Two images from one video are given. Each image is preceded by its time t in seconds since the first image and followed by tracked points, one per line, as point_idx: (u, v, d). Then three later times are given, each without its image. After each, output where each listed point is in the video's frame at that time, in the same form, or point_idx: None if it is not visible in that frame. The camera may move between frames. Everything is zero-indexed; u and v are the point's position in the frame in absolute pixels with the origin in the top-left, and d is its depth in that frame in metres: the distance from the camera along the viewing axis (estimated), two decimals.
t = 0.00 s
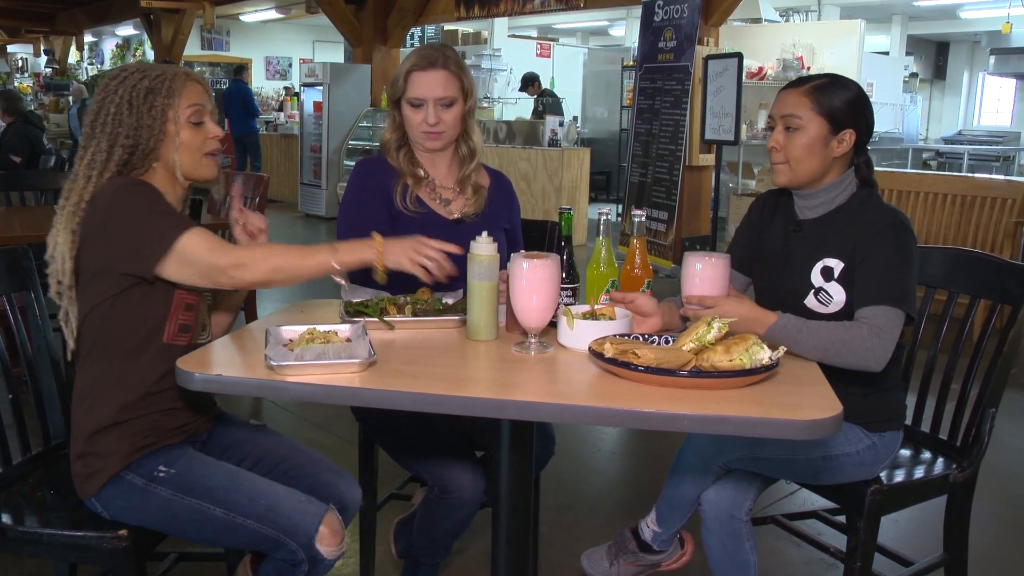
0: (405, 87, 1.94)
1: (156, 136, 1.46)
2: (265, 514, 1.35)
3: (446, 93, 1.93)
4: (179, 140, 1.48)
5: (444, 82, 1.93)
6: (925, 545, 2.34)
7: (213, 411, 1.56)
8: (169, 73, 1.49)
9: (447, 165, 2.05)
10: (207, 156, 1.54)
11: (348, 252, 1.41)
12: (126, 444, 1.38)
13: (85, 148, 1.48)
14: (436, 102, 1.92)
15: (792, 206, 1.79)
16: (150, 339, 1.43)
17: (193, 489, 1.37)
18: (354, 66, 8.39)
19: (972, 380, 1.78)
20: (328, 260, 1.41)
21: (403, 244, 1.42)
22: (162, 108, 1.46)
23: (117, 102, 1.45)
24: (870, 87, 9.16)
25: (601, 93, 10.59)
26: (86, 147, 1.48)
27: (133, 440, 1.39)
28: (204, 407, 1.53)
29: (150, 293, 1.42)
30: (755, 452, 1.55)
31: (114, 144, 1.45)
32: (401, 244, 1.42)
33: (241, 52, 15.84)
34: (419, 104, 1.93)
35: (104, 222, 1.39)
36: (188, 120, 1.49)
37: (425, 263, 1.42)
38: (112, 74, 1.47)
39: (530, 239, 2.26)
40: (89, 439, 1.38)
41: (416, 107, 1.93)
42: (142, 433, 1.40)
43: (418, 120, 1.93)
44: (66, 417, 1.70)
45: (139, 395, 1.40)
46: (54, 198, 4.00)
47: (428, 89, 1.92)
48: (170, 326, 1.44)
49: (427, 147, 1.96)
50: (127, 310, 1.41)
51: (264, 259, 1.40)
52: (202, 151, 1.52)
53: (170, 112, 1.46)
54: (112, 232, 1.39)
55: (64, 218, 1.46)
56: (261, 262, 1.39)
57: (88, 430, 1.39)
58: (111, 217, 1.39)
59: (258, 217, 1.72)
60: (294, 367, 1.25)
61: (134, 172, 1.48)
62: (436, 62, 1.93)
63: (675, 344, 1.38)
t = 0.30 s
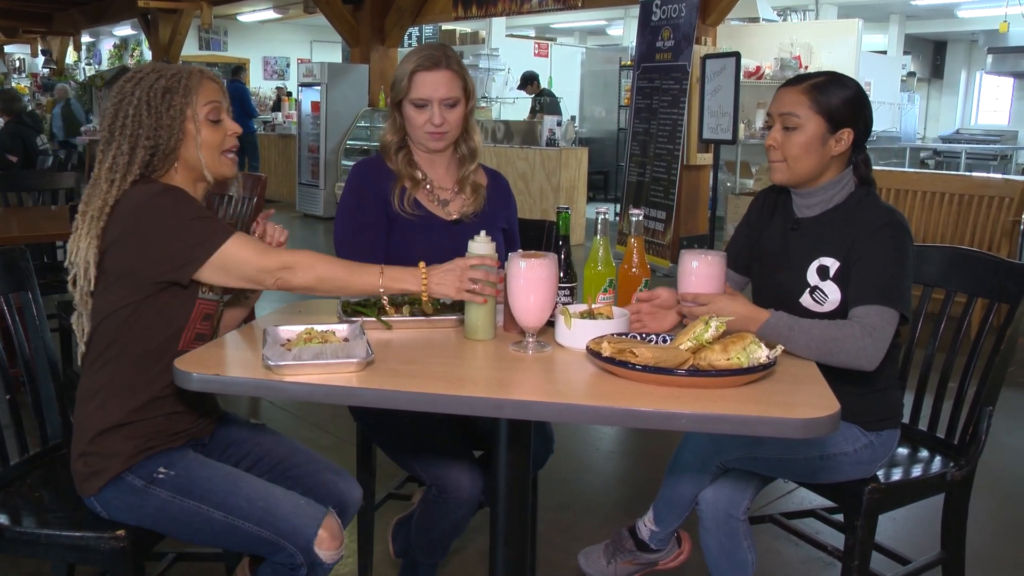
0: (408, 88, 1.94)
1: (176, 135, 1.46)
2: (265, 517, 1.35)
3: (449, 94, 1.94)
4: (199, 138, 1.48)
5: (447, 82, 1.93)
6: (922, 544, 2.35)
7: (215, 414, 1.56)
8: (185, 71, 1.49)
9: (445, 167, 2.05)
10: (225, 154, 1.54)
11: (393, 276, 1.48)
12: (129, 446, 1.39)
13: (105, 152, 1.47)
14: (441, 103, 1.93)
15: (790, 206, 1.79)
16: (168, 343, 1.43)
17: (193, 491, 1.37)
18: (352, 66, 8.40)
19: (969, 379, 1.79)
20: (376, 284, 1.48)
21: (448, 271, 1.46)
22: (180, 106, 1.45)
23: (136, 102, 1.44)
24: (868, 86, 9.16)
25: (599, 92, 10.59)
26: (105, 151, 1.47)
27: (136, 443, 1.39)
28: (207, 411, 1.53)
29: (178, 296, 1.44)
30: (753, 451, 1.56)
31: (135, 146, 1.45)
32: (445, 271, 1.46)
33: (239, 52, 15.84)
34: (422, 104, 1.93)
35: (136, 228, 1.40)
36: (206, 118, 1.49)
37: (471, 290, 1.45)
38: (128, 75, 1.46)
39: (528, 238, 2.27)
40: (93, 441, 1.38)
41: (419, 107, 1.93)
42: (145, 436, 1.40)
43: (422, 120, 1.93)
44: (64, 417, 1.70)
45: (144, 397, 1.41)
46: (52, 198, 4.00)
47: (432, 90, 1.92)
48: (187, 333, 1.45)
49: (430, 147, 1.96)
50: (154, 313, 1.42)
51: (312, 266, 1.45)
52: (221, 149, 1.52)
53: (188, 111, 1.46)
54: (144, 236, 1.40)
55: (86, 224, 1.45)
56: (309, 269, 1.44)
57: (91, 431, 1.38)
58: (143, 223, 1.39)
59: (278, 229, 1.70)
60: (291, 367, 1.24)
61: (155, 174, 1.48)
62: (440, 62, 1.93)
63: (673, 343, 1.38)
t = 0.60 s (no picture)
0: (405, 88, 1.93)
1: (173, 134, 1.45)
2: (260, 518, 1.35)
3: (445, 95, 1.94)
4: (197, 139, 1.48)
5: (444, 83, 1.93)
6: (917, 541, 2.35)
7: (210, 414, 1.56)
8: (192, 71, 1.49)
9: (439, 168, 2.04)
10: (221, 158, 1.53)
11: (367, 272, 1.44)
12: (123, 447, 1.38)
13: (103, 142, 1.47)
14: (437, 103, 1.92)
15: (787, 206, 1.79)
16: (159, 345, 1.43)
17: (187, 492, 1.36)
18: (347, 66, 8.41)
19: (964, 377, 1.79)
20: (350, 283, 1.44)
21: (424, 261, 1.41)
22: (182, 105, 1.45)
23: (138, 97, 1.44)
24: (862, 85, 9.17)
25: (594, 92, 10.59)
26: (102, 143, 1.47)
27: (130, 444, 1.39)
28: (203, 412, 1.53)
29: (161, 301, 1.42)
30: (749, 450, 1.56)
31: (131, 140, 1.44)
32: (421, 262, 1.42)
33: (234, 51, 15.84)
34: (418, 105, 1.92)
35: (122, 225, 1.39)
36: (207, 119, 1.48)
37: (448, 279, 1.43)
38: (133, 67, 1.46)
39: (523, 239, 2.27)
40: (87, 441, 1.38)
41: (415, 108, 1.93)
42: (139, 438, 1.40)
43: (417, 121, 1.93)
44: (58, 418, 1.70)
45: (138, 399, 1.41)
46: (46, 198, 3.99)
47: (428, 91, 1.92)
48: (179, 335, 1.45)
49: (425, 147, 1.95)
50: (140, 317, 1.41)
51: (285, 274, 1.41)
52: (218, 153, 1.52)
53: (190, 111, 1.46)
54: (130, 235, 1.39)
55: (80, 214, 1.45)
56: (281, 277, 1.40)
57: (86, 432, 1.39)
58: (129, 221, 1.38)
59: (276, 226, 1.71)
60: (286, 366, 1.24)
61: (150, 171, 1.47)
62: (437, 63, 1.93)
63: (668, 342, 1.39)
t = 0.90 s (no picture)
0: (404, 87, 1.93)
1: (181, 134, 1.45)
2: (261, 516, 1.35)
3: (445, 94, 1.94)
4: (205, 140, 1.48)
5: (444, 81, 1.93)
6: (921, 540, 2.35)
7: (212, 413, 1.56)
8: (203, 73, 1.49)
9: (438, 165, 2.05)
10: (229, 160, 1.53)
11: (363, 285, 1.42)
12: (125, 446, 1.39)
13: (110, 139, 1.47)
14: (438, 102, 1.92)
15: (792, 204, 1.79)
16: (159, 344, 1.43)
17: (189, 491, 1.36)
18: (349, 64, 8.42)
19: (966, 376, 1.79)
20: (345, 294, 1.41)
21: (421, 277, 1.38)
22: (191, 106, 1.45)
23: (149, 96, 1.44)
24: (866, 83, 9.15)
25: (597, 90, 10.58)
26: (110, 140, 1.47)
27: (130, 443, 1.39)
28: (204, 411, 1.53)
29: (160, 302, 1.42)
30: (751, 448, 1.56)
31: (138, 138, 1.44)
32: (418, 278, 1.39)
33: (236, 50, 15.86)
34: (419, 103, 1.92)
35: (123, 223, 1.39)
36: (216, 121, 1.48)
37: (444, 297, 1.37)
38: (145, 65, 1.46)
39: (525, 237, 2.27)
40: (87, 439, 1.38)
41: (415, 106, 1.93)
42: (139, 437, 1.40)
43: (418, 120, 1.93)
44: (61, 417, 1.70)
45: (139, 398, 1.41)
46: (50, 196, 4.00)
47: (428, 89, 1.92)
48: (180, 335, 1.45)
49: (425, 145, 1.96)
50: (140, 317, 1.41)
51: (279, 280, 1.40)
52: (225, 155, 1.52)
53: (199, 112, 1.46)
54: (130, 234, 1.39)
55: (85, 208, 1.45)
56: (275, 282, 1.40)
57: (87, 430, 1.39)
58: (129, 220, 1.39)
59: (278, 229, 1.72)
60: (288, 364, 1.24)
61: (156, 169, 1.47)
62: (437, 61, 1.93)
63: (670, 340, 1.38)
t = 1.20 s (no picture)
0: (394, 84, 1.93)
1: (179, 130, 1.45)
2: (260, 514, 1.35)
3: (434, 91, 1.94)
4: (204, 135, 1.47)
5: (433, 79, 1.94)
6: (918, 540, 2.35)
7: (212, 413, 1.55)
8: (199, 68, 1.49)
9: (426, 163, 2.05)
10: (230, 153, 1.53)
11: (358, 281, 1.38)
12: (124, 443, 1.38)
13: (109, 140, 1.47)
14: (427, 99, 1.93)
15: (789, 202, 1.79)
16: (159, 343, 1.43)
17: (188, 488, 1.36)
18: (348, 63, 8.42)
19: (965, 375, 1.79)
20: (339, 290, 1.39)
21: (419, 277, 1.36)
22: (188, 102, 1.45)
23: (145, 94, 1.44)
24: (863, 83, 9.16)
25: (595, 88, 10.57)
26: (111, 141, 1.47)
27: (130, 441, 1.39)
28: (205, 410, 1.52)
29: (159, 300, 1.42)
30: (749, 447, 1.56)
31: (137, 137, 1.44)
32: (416, 277, 1.37)
33: (234, 48, 15.86)
34: (408, 101, 1.92)
35: (121, 222, 1.39)
36: (214, 116, 1.48)
37: (442, 299, 1.35)
38: (141, 64, 1.46)
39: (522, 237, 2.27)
40: (87, 436, 1.38)
41: (405, 104, 1.93)
42: (139, 435, 1.40)
43: (407, 117, 1.93)
44: (59, 416, 1.69)
45: (139, 396, 1.40)
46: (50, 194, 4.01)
47: (418, 87, 1.92)
48: (180, 333, 1.45)
49: (414, 143, 1.96)
50: (140, 316, 1.41)
51: (272, 277, 1.38)
52: (225, 149, 1.51)
53: (196, 107, 1.46)
54: (128, 233, 1.38)
55: (88, 209, 1.46)
56: (269, 279, 1.38)
57: (86, 427, 1.39)
58: (127, 219, 1.38)
59: (280, 227, 1.72)
60: (287, 363, 1.24)
61: (157, 168, 1.47)
62: (427, 59, 1.93)
63: (668, 339, 1.38)
